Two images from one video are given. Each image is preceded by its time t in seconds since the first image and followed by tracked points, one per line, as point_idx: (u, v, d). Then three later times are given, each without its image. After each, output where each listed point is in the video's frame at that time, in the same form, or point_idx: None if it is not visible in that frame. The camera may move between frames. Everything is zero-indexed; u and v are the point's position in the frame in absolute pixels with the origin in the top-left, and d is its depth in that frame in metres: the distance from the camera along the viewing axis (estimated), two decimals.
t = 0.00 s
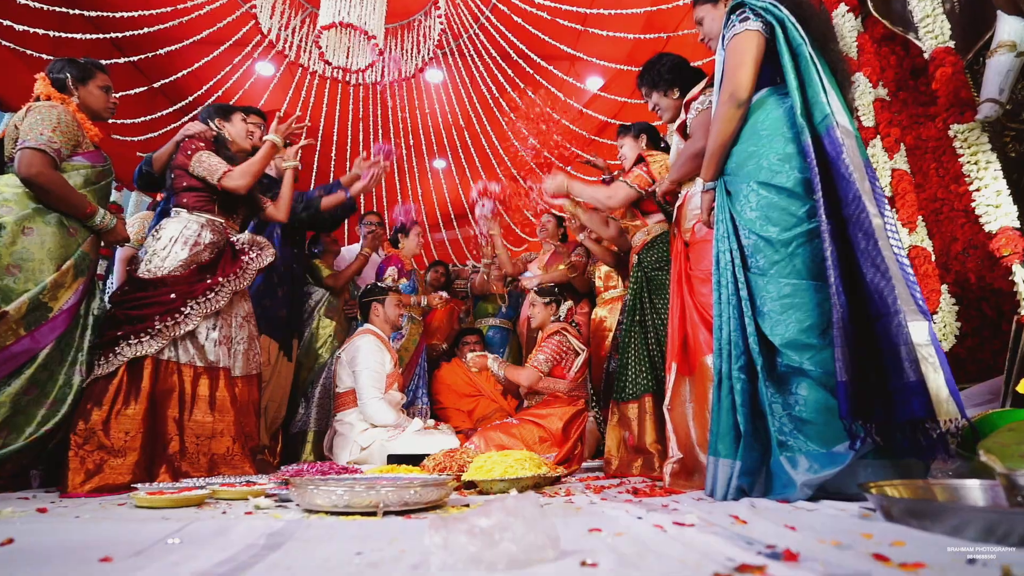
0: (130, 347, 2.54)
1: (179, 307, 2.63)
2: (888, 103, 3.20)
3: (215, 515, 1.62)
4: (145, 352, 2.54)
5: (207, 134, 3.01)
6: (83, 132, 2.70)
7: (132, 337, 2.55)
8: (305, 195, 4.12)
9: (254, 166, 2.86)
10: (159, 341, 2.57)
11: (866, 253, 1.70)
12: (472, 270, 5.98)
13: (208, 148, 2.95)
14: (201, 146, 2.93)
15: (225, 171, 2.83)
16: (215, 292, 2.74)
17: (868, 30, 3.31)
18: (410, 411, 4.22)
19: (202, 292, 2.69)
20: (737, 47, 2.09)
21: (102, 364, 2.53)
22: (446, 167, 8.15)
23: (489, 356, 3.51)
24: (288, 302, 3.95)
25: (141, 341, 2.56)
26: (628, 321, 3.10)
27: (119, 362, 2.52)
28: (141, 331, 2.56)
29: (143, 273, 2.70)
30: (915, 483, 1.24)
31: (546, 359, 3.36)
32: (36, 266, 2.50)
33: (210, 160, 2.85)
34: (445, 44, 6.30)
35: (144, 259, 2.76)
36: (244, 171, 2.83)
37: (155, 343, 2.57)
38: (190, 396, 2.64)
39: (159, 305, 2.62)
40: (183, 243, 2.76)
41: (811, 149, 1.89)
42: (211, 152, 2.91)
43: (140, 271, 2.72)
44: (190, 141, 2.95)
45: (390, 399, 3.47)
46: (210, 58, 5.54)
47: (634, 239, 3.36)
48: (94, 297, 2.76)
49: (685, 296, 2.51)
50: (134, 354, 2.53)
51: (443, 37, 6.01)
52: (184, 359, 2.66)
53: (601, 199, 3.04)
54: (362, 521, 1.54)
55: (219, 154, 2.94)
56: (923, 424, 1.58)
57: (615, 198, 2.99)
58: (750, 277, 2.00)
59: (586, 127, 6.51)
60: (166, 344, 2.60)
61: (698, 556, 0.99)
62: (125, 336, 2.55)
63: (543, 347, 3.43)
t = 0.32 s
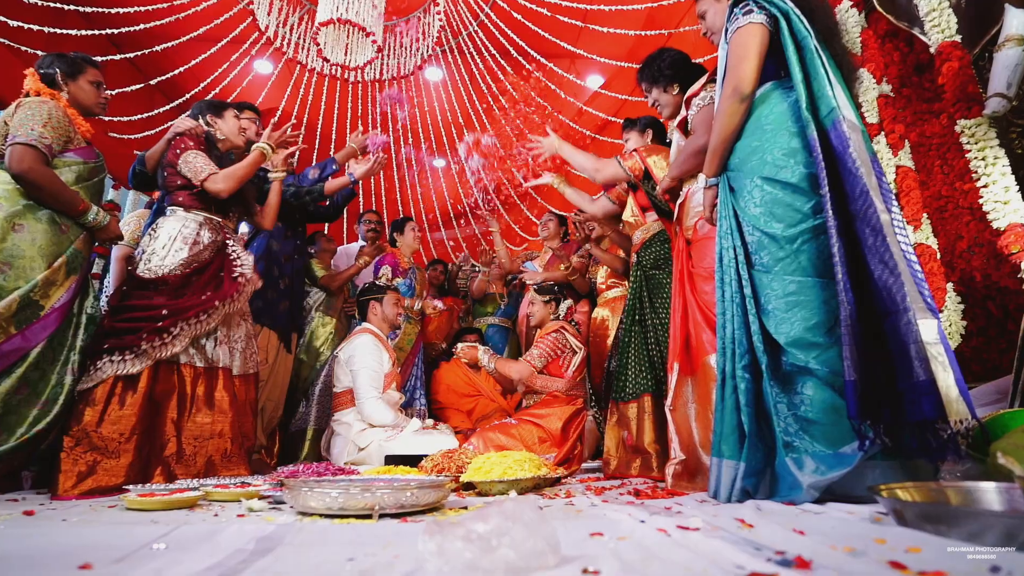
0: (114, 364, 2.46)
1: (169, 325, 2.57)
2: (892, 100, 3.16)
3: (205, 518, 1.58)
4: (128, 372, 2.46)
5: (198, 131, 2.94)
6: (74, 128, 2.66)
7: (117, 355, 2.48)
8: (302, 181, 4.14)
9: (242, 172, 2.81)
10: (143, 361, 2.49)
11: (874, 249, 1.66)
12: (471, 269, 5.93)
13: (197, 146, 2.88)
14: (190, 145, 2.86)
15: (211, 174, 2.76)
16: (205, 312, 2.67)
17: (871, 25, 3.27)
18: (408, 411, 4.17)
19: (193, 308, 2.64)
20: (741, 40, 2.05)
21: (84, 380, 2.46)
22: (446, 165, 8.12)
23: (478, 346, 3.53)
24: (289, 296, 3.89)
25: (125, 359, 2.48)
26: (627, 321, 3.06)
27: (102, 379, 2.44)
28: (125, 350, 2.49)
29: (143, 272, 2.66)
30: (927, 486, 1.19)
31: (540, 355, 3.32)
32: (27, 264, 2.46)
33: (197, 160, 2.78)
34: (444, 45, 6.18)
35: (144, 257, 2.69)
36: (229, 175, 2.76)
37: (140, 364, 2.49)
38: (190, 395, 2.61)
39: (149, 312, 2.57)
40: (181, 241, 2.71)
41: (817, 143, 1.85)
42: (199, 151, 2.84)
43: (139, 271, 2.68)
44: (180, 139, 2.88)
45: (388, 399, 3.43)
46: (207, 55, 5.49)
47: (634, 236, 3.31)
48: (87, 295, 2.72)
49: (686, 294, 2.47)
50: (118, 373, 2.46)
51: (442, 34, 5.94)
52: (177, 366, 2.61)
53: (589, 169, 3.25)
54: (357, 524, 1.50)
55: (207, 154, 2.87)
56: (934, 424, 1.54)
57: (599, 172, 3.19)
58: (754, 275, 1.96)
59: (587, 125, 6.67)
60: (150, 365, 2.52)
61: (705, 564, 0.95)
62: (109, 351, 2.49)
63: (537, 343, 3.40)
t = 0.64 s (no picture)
0: (98, 391, 2.37)
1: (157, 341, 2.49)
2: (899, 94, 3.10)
3: (194, 522, 1.53)
4: (113, 401, 2.37)
5: (188, 126, 2.88)
6: (63, 123, 2.61)
7: (100, 382, 2.39)
8: (296, 174, 4.09)
9: (231, 176, 2.76)
10: (126, 390, 2.39)
11: (885, 244, 1.61)
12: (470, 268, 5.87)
13: (187, 144, 2.82)
14: (179, 143, 2.80)
15: (198, 177, 2.70)
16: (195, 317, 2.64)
17: (876, 19, 3.22)
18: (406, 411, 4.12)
19: (192, 300, 2.65)
20: (745, 31, 2.00)
21: (77, 400, 2.38)
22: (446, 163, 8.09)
23: (471, 341, 3.48)
24: (291, 294, 3.82)
25: (108, 387, 2.38)
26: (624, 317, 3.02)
27: (87, 406, 2.35)
28: (108, 377, 2.39)
29: (141, 271, 2.56)
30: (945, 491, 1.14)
31: (536, 352, 3.28)
32: (16, 260, 2.40)
33: (186, 159, 2.73)
34: (444, 42, 6.11)
35: (138, 255, 2.61)
36: (214, 178, 2.69)
37: (124, 392, 2.39)
38: (186, 395, 2.55)
39: (138, 328, 2.49)
40: (177, 239, 2.66)
41: (825, 135, 1.79)
42: (189, 150, 2.78)
43: (135, 269, 2.57)
44: (170, 136, 2.84)
45: (386, 399, 3.38)
46: (204, 51, 5.43)
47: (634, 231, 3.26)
48: (79, 292, 2.68)
49: (689, 292, 2.42)
50: (103, 401, 2.36)
51: (441, 30, 5.86)
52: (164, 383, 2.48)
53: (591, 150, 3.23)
54: (350, 529, 1.44)
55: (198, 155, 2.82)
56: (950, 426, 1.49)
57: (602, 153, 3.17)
58: (760, 271, 1.91)
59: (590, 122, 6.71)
60: (135, 394, 2.41)
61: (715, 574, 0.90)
62: (93, 379, 2.39)
63: (535, 342, 3.35)
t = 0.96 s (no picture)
0: (93, 398, 2.27)
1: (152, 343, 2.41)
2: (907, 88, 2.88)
3: (177, 528, 1.46)
4: (107, 411, 2.26)
5: (179, 121, 2.79)
6: (48, 116, 2.54)
7: (95, 390, 2.28)
8: (291, 173, 4.01)
9: (215, 180, 2.67)
10: (122, 402, 2.28)
11: (901, 237, 1.54)
12: (469, 266, 5.79)
13: (176, 140, 2.75)
14: (169, 139, 2.73)
15: (181, 176, 2.63)
16: (187, 316, 2.57)
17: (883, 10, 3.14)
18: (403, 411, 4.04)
19: (183, 298, 2.58)
20: (753, 19, 1.93)
21: (71, 403, 2.27)
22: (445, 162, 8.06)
23: (467, 340, 3.44)
24: (293, 291, 3.73)
25: (105, 395, 2.28)
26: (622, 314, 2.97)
27: (80, 411, 2.25)
28: (104, 386, 2.28)
29: (130, 267, 2.48)
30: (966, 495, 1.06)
31: (535, 352, 3.21)
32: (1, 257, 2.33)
33: (171, 157, 2.65)
34: (443, 37, 6.00)
35: (127, 252, 2.54)
36: (196, 180, 2.61)
37: (119, 404, 2.28)
38: (180, 395, 2.46)
39: (126, 335, 2.38)
40: (168, 235, 2.60)
41: (836, 125, 1.72)
42: (178, 147, 2.71)
43: (123, 266, 2.50)
44: (159, 130, 2.76)
45: (384, 399, 3.32)
46: (199, 46, 5.35)
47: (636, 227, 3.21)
48: (69, 289, 2.60)
49: (692, 289, 2.36)
50: (96, 409, 2.26)
51: (439, 26, 5.79)
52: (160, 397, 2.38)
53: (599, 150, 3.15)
54: (342, 536, 1.38)
55: (187, 152, 2.74)
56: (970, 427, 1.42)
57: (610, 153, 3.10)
58: (768, 267, 1.85)
59: (592, 118, 6.64)
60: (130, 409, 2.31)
61: None
62: (94, 386, 2.28)
63: (532, 341, 3.28)
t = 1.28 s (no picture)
0: (76, 399, 2.18)
1: (139, 341, 2.33)
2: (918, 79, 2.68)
3: (155, 538, 1.38)
4: (90, 413, 2.17)
5: (167, 113, 2.72)
6: (29, 107, 2.45)
7: (79, 391, 2.19)
8: (286, 172, 3.90)
9: (195, 184, 2.54)
10: (105, 404, 2.20)
11: (923, 228, 1.45)
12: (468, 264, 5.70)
13: (162, 134, 2.65)
14: (154, 132, 2.64)
15: (161, 173, 2.53)
16: (177, 314, 2.48)
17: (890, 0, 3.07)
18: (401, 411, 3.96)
19: (172, 295, 2.50)
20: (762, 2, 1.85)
21: (54, 403, 2.18)
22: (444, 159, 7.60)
23: (466, 342, 3.29)
24: (291, 288, 3.64)
25: (87, 396, 2.19)
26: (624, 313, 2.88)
27: (63, 412, 2.16)
28: (87, 386, 2.20)
29: (115, 264, 2.41)
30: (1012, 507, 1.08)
31: (535, 353, 3.13)
32: None
33: (153, 152, 2.56)
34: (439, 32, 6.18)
35: (113, 248, 2.47)
36: (173, 178, 2.49)
37: (103, 405, 2.19)
38: (167, 396, 2.39)
39: (111, 334, 2.29)
40: (155, 231, 2.53)
41: (852, 111, 1.62)
42: (163, 142, 2.62)
43: (109, 261, 2.42)
44: (146, 123, 2.66)
45: (380, 398, 3.24)
46: (194, 40, 5.27)
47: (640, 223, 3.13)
48: (54, 285, 2.52)
49: (698, 287, 2.29)
50: (79, 411, 2.17)
51: (439, 19, 5.92)
52: (141, 395, 2.30)
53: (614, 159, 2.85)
54: (330, 545, 1.30)
55: (171, 148, 2.64)
56: (996, 431, 1.34)
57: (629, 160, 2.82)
58: (779, 261, 1.78)
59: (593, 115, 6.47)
60: (111, 410, 2.21)
61: None
62: (77, 387, 2.20)
63: (532, 341, 3.20)
